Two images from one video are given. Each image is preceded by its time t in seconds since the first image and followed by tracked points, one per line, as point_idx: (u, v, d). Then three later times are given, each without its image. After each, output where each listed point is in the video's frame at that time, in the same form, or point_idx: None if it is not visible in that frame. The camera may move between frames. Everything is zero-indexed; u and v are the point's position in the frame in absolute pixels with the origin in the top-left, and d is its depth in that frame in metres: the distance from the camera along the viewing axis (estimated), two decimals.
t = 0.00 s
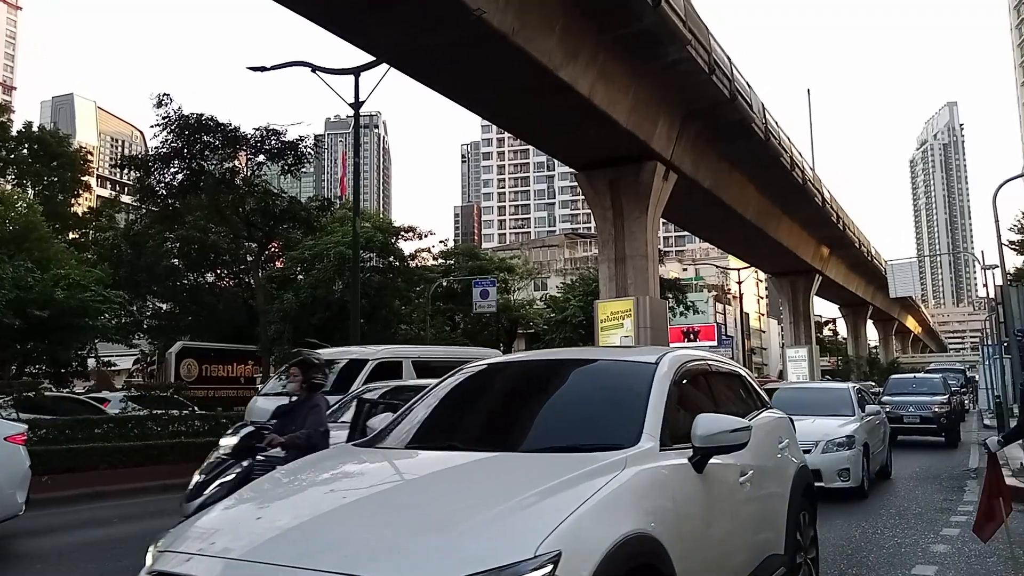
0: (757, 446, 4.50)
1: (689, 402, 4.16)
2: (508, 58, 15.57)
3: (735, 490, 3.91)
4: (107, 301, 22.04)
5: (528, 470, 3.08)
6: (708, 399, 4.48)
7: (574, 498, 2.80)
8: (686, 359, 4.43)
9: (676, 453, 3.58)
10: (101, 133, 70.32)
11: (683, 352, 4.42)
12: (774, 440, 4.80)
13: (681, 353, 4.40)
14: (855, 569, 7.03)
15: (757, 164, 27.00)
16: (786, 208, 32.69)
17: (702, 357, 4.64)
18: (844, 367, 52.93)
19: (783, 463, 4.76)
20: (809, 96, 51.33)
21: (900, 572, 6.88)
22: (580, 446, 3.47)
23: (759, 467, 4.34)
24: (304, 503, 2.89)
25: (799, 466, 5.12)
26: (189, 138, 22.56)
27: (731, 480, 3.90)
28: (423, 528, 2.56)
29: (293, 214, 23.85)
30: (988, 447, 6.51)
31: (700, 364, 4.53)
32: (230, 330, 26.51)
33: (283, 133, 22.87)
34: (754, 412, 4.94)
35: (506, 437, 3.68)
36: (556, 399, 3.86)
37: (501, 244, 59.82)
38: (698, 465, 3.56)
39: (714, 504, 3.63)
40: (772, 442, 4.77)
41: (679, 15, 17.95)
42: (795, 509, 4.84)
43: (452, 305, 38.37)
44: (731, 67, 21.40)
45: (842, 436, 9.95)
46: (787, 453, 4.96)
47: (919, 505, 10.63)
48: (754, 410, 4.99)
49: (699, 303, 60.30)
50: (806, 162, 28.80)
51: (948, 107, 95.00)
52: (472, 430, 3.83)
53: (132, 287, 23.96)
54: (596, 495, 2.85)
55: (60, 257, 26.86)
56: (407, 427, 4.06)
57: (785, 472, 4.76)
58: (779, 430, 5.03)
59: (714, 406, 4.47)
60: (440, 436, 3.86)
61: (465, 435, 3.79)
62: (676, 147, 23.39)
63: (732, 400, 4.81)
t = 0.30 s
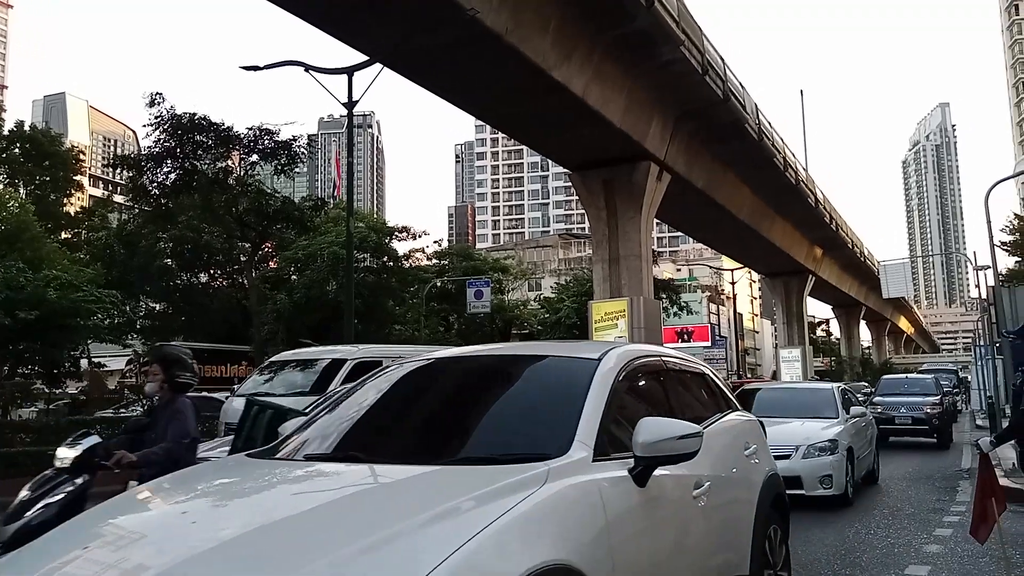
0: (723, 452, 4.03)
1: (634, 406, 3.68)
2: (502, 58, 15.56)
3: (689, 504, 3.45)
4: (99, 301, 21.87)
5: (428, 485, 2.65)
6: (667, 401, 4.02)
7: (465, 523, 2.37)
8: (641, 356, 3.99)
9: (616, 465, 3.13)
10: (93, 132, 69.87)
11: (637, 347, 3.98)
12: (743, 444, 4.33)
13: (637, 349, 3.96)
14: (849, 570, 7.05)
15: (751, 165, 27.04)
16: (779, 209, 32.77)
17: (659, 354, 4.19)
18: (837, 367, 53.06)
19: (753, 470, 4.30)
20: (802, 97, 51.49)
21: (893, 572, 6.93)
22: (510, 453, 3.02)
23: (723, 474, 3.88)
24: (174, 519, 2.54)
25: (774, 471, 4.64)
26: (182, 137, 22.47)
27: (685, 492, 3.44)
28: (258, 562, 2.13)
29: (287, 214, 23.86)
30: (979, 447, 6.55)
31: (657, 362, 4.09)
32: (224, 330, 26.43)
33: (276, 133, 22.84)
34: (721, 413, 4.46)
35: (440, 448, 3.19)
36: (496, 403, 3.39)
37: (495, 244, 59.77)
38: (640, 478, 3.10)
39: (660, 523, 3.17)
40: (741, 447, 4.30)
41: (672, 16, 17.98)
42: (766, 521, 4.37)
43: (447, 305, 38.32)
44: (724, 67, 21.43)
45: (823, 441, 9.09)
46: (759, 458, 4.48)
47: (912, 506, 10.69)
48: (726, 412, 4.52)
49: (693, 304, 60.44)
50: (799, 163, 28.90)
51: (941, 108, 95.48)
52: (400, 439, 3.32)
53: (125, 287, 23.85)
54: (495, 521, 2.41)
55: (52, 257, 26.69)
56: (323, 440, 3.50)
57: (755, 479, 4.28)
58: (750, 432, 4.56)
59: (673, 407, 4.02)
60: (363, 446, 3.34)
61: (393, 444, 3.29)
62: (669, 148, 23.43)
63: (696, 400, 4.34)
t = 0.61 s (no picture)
0: (674, 458, 3.59)
1: (580, 399, 3.30)
2: (494, 58, 15.54)
3: (626, 523, 2.99)
4: (89, 301, 21.77)
5: (296, 508, 2.18)
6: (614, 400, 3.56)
7: (330, 553, 1.95)
8: (584, 348, 3.54)
9: (531, 479, 2.64)
10: (85, 132, 69.80)
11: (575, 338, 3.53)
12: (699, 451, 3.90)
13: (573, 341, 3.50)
14: (843, 571, 7.05)
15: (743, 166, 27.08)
16: (770, 211, 32.84)
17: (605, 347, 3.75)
18: (829, 369, 53.27)
19: (710, 480, 3.86)
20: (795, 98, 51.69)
21: (885, 572, 6.92)
22: (410, 468, 2.51)
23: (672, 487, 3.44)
24: (128, 517, 2.21)
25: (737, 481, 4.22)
26: (174, 138, 22.40)
27: (621, 509, 2.98)
28: None
29: (279, 214, 23.90)
30: (973, 447, 6.55)
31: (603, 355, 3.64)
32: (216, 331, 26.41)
33: (268, 133, 22.88)
34: (674, 415, 4.01)
35: (361, 448, 2.66)
36: (436, 390, 2.90)
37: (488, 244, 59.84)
38: (559, 496, 2.64)
39: (584, 548, 2.71)
40: (697, 452, 3.87)
41: (665, 17, 17.99)
42: (725, 537, 3.92)
43: (439, 306, 38.33)
44: (717, 68, 21.46)
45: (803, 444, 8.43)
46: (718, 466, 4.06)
47: (903, 506, 10.71)
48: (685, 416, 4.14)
49: (686, 304, 60.58)
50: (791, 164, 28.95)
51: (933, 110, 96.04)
52: (329, 425, 2.85)
53: (116, 288, 23.75)
54: (356, 555, 1.95)
55: (43, 257, 26.57)
56: (264, 411, 3.14)
57: (712, 490, 3.84)
58: (709, 438, 4.14)
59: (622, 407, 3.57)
60: (284, 437, 2.85)
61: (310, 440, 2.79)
62: (662, 149, 23.47)
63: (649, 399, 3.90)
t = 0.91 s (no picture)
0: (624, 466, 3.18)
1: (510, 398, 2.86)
2: (494, 56, 15.49)
3: (556, 548, 2.54)
4: (87, 300, 21.72)
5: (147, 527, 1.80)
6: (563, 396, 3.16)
7: None
8: (528, 343, 3.15)
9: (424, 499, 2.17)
10: (83, 130, 69.70)
11: (515, 333, 3.12)
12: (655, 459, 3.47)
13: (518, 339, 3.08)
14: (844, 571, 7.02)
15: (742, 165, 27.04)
16: (770, 210, 32.83)
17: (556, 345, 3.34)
18: (828, 368, 53.32)
19: (667, 493, 3.42)
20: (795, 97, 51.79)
21: (886, 572, 6.90)
22: (288, 481, 2.05)
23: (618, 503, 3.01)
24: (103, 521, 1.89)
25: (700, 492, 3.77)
26: (173, 136, 22.32)
27: (549, 532, 2.52)
28: None
29: (278, 213, 23.90)
30: (977, 447, 6.52)
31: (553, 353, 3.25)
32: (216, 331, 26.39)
33: (267, 132, 22.87)
34: (631, 419, 3.59)
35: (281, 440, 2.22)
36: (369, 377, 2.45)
37: (488, 244, 59.86)
38: (456, 521, 2.17)
39: None
40: (654, 460, 3.45)
41: (664, 16, 17.95)
42: (686, 556, 3.48)
43: (439, 305, 38.34)
44: (716, 67, 21.41)
45: (790, 446, 7.93)
46: (680, 476, 3.64)
47: (904, 505, 10.70)
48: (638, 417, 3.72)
49: (685, 304, 60.59)
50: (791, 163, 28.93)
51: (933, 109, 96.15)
52: (249, 412, 2.39)
53: (116, 286, 23.68)
54: None
55: (41, 255, 26.50)
56: (204, 377, 2.72)
57: (670, 503, 3.41)
58: (670, 445, 3.71)
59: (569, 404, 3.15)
60: (200, 421, 2.41)
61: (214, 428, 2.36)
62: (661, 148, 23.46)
63: (603, 399, 3.48)
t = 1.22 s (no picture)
0: (555, 481, 2.61)
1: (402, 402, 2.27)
2: (495, 56, 15.45)
3: None
4: (86, 299, 21.67)
5: None
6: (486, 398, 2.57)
7: None
8: (444, 336, 2.56)
9: (244, 531, 1.68)
10: (84, 128, 69.77)
11: (424, 322, 2.53)
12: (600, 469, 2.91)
13: (426, 332, 2.50)
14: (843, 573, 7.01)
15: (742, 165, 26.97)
16: (770, 211, 32.78)
17: (483, 339, 2.76)
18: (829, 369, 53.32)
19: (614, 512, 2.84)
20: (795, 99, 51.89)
21: (885, 573, 6.91)
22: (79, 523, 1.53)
23: (543, 526, 2.43)
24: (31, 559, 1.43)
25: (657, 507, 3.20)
26: (173, 135, 22.27)
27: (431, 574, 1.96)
28: None
29: (278, 212, 23.95)
30: (978, 448, 6.52)
31: (474, 346, 2.66)
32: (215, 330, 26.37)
33: (268, 131, 22.92)
34: (572, 424, 2.99)
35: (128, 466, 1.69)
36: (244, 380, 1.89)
37: (488, 244, 59.92)
38: (285, 558, 1.66)
39: None
40: (599, 470, 2.89)
41: (665, 15, 17.92)
42: None
43: (439, 305, 38.36)
44: (717, 68, 21.38)
45: (775, 451, 7.37)
46: (632, 488, 3.07)
47: (903, 506, 10.72)
48: (584, 421, 3.10)
49: (685, 304, 60.65)
50: (791, 164, 28.92)
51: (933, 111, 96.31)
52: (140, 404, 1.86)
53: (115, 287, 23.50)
54: None
55: (41, 254, 26.46)
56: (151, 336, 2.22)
57: (617, 522, 2.84)
58: (621, 451, 3.14)
59: (491, 407, 2.58)
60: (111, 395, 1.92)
61: (78, 428, 1.82)
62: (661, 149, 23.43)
63: (541, 401, 2.91)
